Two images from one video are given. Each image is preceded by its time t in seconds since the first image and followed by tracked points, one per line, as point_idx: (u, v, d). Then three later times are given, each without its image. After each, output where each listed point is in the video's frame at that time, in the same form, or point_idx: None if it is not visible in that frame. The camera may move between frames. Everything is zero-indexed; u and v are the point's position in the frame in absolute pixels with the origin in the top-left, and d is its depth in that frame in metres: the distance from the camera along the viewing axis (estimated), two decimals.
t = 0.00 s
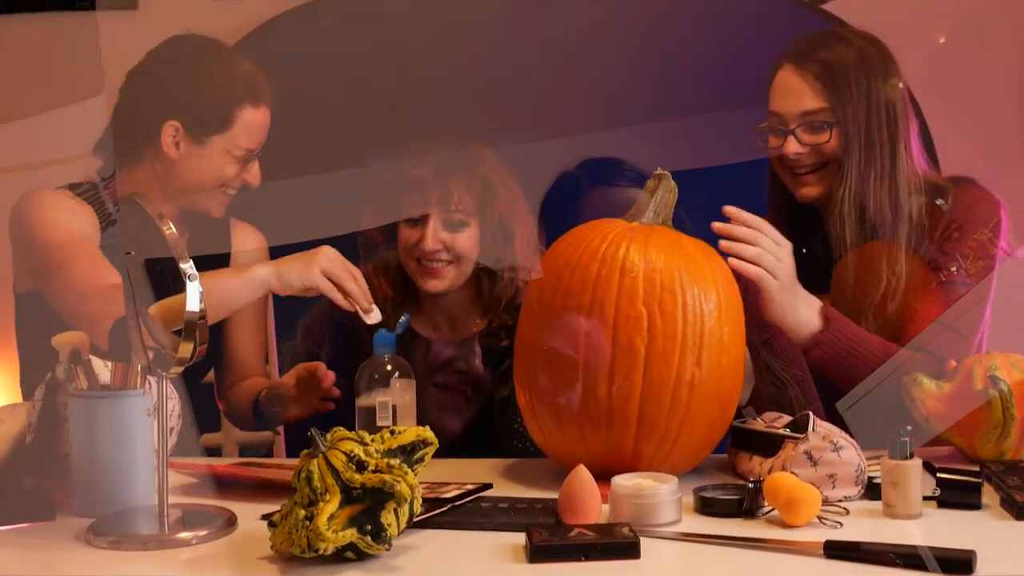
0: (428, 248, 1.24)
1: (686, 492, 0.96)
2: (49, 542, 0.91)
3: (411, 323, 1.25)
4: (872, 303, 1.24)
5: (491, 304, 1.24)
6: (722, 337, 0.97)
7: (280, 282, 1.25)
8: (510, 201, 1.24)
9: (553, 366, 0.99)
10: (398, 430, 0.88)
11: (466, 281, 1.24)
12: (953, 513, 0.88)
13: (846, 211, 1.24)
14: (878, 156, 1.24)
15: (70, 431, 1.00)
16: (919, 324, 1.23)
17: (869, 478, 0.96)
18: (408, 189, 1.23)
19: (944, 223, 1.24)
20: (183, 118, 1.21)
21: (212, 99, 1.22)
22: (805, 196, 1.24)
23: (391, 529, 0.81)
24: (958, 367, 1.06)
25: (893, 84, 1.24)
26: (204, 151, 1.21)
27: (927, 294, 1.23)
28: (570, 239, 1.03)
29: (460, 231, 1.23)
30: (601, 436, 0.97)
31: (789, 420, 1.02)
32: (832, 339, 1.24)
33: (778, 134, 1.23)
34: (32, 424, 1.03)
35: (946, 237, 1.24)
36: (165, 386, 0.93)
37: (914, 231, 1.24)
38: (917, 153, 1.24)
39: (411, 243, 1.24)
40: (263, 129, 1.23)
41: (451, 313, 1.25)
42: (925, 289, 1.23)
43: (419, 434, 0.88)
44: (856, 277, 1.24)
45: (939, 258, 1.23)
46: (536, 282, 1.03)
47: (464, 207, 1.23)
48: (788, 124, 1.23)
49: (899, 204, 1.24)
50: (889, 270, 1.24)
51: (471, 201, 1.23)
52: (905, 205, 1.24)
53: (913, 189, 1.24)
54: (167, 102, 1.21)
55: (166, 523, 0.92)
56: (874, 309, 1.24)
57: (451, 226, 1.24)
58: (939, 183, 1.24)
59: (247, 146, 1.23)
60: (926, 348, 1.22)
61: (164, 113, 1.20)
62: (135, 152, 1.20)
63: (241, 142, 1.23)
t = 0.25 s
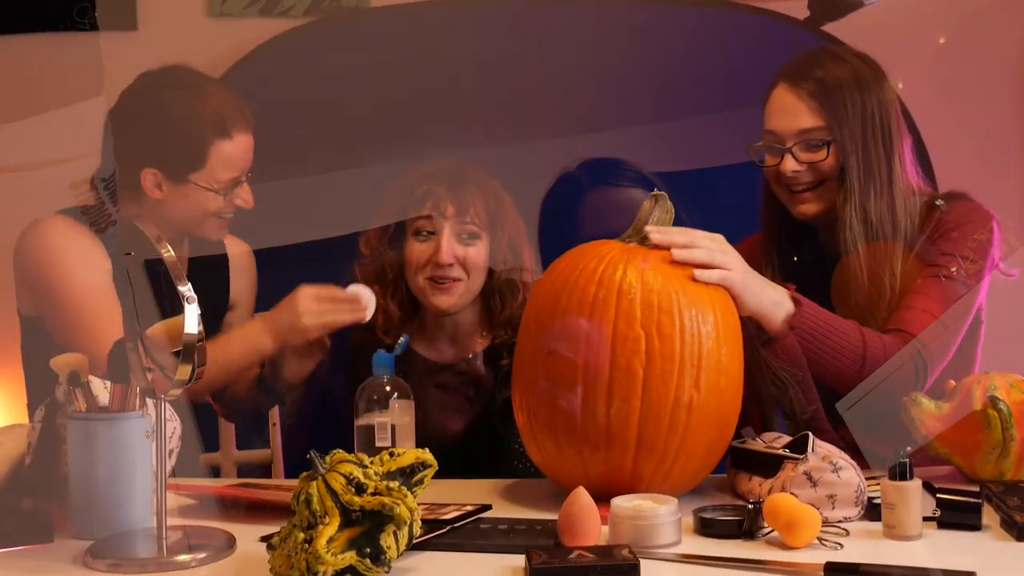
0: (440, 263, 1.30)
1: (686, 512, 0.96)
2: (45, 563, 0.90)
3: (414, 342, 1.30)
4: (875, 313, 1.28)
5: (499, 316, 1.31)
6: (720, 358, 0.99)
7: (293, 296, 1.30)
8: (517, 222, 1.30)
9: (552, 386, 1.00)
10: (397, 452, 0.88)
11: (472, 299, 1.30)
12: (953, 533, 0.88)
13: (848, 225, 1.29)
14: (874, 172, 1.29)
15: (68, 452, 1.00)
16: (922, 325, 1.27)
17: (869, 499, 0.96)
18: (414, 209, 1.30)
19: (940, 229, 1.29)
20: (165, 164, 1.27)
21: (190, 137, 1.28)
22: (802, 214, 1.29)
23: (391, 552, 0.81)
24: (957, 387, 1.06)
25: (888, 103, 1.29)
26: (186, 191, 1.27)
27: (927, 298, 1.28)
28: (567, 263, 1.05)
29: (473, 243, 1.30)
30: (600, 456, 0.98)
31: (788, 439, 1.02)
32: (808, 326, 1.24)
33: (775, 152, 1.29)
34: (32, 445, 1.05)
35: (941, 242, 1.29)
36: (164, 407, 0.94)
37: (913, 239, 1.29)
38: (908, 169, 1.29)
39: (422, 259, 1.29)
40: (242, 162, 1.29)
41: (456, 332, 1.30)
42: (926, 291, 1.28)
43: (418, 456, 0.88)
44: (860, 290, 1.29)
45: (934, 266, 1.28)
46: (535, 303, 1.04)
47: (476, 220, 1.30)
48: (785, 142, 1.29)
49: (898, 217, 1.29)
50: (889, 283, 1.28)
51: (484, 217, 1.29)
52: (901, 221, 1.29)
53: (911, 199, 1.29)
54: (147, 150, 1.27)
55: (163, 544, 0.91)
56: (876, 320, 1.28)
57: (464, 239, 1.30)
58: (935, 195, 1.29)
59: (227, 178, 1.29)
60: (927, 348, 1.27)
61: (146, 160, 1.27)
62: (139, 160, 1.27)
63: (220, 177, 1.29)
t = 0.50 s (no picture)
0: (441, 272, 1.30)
1: (686, 522, 0.96)
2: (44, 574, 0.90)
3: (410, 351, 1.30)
4: (872, 318, 1.28)
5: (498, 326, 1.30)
6: (720, 367, 0.99)
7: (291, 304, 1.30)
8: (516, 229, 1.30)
9: (551, 395, 1.00)
10: (397, 463, 0.88)
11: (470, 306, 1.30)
12: (954, 542, 0.88)
13: (843, 229, 1.29)
14: (868, 177, 1.29)
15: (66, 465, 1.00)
16: (920, 332, 1.27)
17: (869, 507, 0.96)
18: (410, 216, 1.30)
19: (937, 234, 1.29)
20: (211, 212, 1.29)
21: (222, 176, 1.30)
22: (797, 218, 1.29)
23: (390, 562, 0.81)
24: (956, 395, 1.06)
25: (883, 108, 1.30)
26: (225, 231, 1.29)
27: (925, 304, 1.28)
28: (568, 271, 1.05)
29: (474, 255, 1.29)
30: (600, 465, 0.98)
31: (788, 448, 1.02)
32: (810, 336, 1.25)
33: (769, 156, 1.29)
34: (31, 455, 1.05)
35: (938, 247, 1.29)
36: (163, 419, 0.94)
37: (910, 244, 1.29)
38: (904, 175, 1.30)
39: (421, 269, 1.29)
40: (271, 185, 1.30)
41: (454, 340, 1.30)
42: (924, 297, 1.28)
43: (417, 467, 0.88)
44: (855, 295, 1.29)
45: (932, 272, 1.29)
46: (534, 312, 1.04)
47: (477, 231, 1.30)
48: (780, 147, 1.30)
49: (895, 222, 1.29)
50: (886, 288, 1.28)
51: (485, 227, 1.30)
52: (896, 226, 1.29)
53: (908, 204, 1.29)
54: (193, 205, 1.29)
55: (163, 556, 0.91)
56: (873, 325, 1.28)
57: (465, 250, 1.30)
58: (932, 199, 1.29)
59: (261, 204, 1.30)
60: (925, 353, 1.27)
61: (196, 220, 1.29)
62: (146, 168, 1.30)
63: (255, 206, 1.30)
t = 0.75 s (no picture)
0: (435, 280, 1.30)
1: (686, 529, 0.95)
2: None
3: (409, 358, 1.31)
4: (873, 324, 1.28)
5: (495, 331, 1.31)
6: (720, 373, 0.99)
7: (290, 310, 1.30)
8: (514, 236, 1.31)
9: (551, 402, 1.00)
10: (397, 470, 0.88)
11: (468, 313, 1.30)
12: (956, 548, 0.88)
13: (837, 236, 1.30)
14: (866, 182, 1.29)
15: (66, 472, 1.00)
16: (919, 338, 1.27)
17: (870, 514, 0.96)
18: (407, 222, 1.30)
19: (935, 240, 1.30)
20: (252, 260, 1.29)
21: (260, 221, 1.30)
22: (795, 224, 1.30)
23: (391, 569, 0.81)
24: (956, 401, 1.07)
25: (882, 114, 1.31)
26: (264, 277, 1.29)
27: (924, 309, 1.28)
28: (568, 277, 1.05)
29: (467, 263, 1.30)
30: (601, 472, 0.99)
31: (788, 454, 1.02)
32: (810, 343, 1.25)
33: (766, 162, 1.29)
34: (31, 463, 1.05)
35: (937, 252, 1.30)
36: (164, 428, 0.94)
37: (907, 249, 1.29)
38: (902, 180, 1.30)
39: (416, 275, 1.30)
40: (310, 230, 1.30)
41: (451, 347, 1.30)
42: (923, 302, 1.28)
43: (417, 474, 0.88)
44: (853, 301, 1.29)
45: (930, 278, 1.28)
46: (533, 319, 1.04)
47: (471, 238, 1.30)
48: (777, 153, 1.29)
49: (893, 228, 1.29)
50: (884, 294, 1.29)
51: (479, 233, 1.30)
52: (893, 231, 1.29)
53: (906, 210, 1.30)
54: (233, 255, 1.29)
55: (162, 564, 0.91)
56: (872, 331, 1.28)
57: (459, 257, 1.30)
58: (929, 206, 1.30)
59: (263, 212, 1.30)
60: (924, 358, 1.27)
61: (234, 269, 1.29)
62: (147, 173, 1.30)
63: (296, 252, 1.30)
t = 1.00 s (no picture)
0: (432, 279, 1.30)
1: (690, 529, 0.95)
2: None
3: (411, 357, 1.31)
4: (877, 326, 1.28)
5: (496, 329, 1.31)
6: (724, 372, 0.99)
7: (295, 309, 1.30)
8: (513, 234, 1.31)
9: (556, 402, 1.00)
10: (402, 469, 0.88)
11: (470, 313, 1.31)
12: (961, 548, 0.88)
13: (840, 236, 1.29)
14: (869, 183, 1.29)
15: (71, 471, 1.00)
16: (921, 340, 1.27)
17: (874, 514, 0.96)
18: (404, 223, 1.30)
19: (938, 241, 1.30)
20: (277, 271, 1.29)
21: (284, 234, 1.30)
22: (795, 224, 1.30)
23: (396, 569, 0.81)
24: (961, 401, 1.07)
25: (887, 113, 1.30)
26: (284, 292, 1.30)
27: (929, 312, 1.28)
28: (572, 276, 1.05)
29: (464, 261, 1.30)
30: (606, 471, 0.99)
31: (792, 454, 1.02)
32: (815, 346, 1.25)
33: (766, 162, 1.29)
34: (33, 463, 1.05)
35: (941, 255, 1.30)
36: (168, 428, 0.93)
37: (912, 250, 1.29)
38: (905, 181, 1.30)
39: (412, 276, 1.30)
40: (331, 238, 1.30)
41: (452, 347, 1.31)
42: (928, 305, 1.28)
43: (423, 473, 0.87)
44: (857, 301, 1.29)
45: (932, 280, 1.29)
46: (537, 319, 1.05)
47: (467, 237, 1.30)
48: (777, 152, 1.30)
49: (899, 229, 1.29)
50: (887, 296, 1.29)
51: (474, 232, 1.30)
52: (898, 232, 1.29)
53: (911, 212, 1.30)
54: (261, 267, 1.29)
55: (167, 563, 0.91)
56: (875, 333, 1.28)
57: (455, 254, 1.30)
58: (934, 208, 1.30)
59: (273, 218, 1.30)
60: (926, 360, 1.27)
61: (260, 283, 1.29)
62: (148, 173, 1.30)
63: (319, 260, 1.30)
